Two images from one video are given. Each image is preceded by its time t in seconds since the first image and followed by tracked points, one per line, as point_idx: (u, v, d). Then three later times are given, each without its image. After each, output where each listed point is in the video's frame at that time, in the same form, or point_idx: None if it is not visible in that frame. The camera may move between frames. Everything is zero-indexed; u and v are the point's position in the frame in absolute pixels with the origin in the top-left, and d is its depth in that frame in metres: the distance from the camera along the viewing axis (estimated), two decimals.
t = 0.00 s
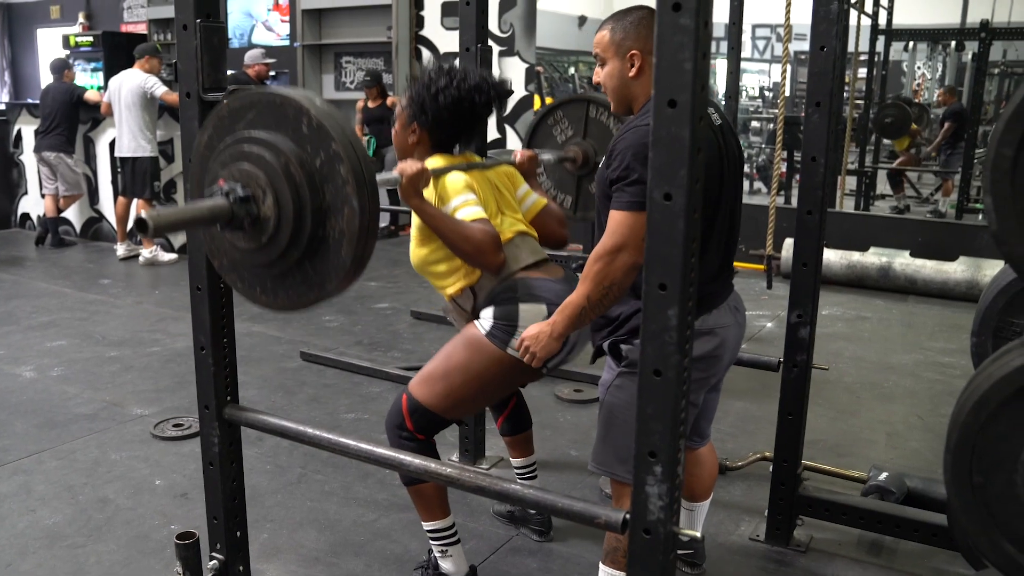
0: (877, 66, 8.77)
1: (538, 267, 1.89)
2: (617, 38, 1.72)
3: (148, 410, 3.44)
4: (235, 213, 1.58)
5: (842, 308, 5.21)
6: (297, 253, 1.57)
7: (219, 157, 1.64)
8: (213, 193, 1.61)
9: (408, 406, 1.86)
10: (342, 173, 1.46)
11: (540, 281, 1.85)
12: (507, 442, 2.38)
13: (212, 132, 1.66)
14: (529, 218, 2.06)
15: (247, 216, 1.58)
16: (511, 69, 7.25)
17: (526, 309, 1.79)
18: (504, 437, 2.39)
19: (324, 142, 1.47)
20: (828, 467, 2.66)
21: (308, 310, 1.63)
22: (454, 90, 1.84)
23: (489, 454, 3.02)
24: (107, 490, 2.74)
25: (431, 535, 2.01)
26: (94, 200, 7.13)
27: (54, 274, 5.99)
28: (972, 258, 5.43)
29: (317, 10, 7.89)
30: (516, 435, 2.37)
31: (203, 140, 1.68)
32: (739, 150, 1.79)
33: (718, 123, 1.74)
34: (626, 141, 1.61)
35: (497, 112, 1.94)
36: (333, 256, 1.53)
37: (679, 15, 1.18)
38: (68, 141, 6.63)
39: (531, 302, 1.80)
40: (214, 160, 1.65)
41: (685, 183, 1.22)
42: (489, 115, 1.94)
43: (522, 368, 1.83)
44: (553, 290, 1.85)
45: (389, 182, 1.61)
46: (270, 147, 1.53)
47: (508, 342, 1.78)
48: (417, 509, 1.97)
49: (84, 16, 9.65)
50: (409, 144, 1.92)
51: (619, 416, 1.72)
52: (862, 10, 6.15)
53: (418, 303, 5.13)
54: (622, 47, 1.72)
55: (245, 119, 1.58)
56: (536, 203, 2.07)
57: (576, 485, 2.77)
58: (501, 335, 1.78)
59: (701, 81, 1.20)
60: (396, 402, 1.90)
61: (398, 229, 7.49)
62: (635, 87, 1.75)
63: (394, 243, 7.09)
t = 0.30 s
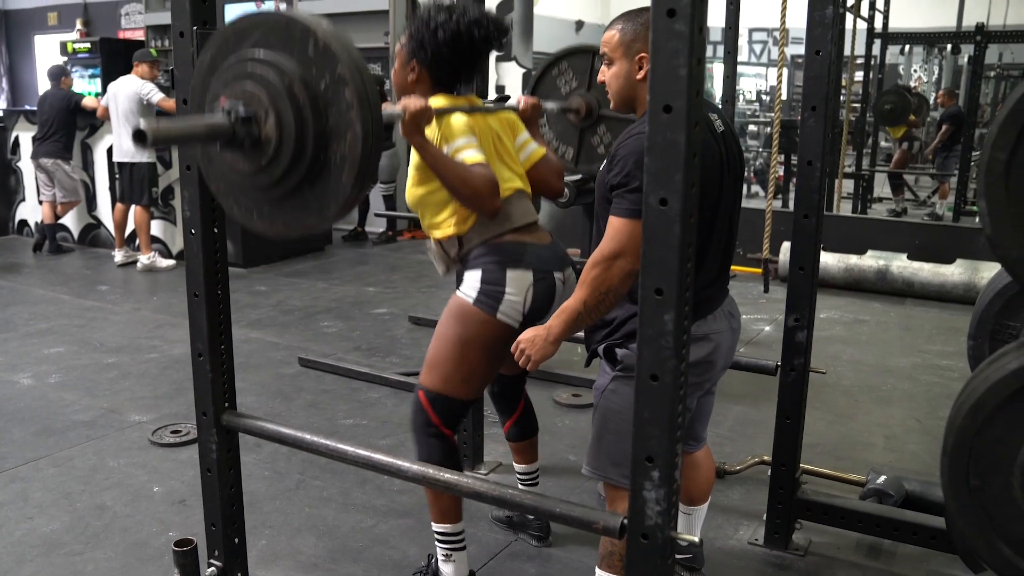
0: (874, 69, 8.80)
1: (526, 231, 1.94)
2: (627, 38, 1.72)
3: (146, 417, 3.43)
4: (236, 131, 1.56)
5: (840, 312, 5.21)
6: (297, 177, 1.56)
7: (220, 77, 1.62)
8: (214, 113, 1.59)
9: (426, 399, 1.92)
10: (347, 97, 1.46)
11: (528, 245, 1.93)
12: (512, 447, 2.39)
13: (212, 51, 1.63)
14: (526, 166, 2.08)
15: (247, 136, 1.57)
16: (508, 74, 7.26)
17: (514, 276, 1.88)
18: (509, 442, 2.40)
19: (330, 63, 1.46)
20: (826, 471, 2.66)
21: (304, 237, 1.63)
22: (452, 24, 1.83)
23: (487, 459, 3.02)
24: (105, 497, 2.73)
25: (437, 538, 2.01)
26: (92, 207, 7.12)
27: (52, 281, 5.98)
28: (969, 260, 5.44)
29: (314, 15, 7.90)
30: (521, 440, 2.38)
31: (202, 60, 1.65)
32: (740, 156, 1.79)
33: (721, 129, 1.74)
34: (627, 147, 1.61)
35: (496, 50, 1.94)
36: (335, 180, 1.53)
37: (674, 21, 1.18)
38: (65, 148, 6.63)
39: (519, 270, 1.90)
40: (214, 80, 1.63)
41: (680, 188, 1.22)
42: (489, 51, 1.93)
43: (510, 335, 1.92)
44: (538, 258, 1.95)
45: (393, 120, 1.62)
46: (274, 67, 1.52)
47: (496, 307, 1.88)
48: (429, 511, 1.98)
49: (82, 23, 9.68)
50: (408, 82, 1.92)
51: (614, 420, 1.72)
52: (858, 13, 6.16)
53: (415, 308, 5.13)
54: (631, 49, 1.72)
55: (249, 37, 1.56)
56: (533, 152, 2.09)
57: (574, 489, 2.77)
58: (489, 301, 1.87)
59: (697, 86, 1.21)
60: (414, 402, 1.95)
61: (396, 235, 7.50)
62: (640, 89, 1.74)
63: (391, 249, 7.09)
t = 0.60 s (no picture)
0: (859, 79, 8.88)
1: (505, 235, 1.98)
2: (609, 53, 1.73)
3: (133, 429, 3.41)
4: (232, 111, 1.55)
5: (828, 321, 5.23)
6: (290, 161, 1.57)
7: (218, 50, 1.61)
8: (208, 88, 1.58)
9: (441, 409, 1.93)
10: (349, 84, 1.47)
11: (504, 250, 1.97)
12: (510, 466, 2.37)
13: (212, 22, 1.61)
14: (520, 155, 2.12)
15: (243, 116, 1.56)
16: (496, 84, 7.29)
17: (489, 281, 1.93)
18: (507, 461, 2.37)
19: (333, 49, 1.47)
20: (814, 480, 2.67)
21: (294, 220, 1.65)
22: (441, 10, 1.83)
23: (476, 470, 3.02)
24: (92, 511, 2.71)
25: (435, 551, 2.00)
26: (79, 218, 7.09)
27: (38, 292, 5.94)
28: (956, 269, 5.48)
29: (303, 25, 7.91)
30: (519, 461, 2.35)
31: (201, 30, 1.63)
32: (728, 167, 1.80)
33: (709, 141, 1.75)
34: (616, 161, 1.62)
35: (483, 37, 1.95)
36: (330, 167, 1.54)
37: (660, 33, 1.19)
38: (52, 158, 6.59)
39: (495, 275, 1.94)
40: (211, 52, 1.62)
41: (666, 199, 1.23)
42: (478, 35, 1.93)
43: (489, 333, 1.95)
44: (516, 260, 1.98)
45: (389, 102, 1.62)
46: (274, 48, 1.52)
47: (471, 307, 1.91)
48: (441, 523, 1.97)
49: (69, 34, 9.66)
50: (397, 73, 1.92)
51: (602, 431, 1.73)
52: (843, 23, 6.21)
53: (404, 319, 5.13)
54: (614, 63, 1.73)
55: (251, 15, 1.56)
56: (529, 139, 2.12)
57: (564, 500, 2.76)
58: (464, 303, 1.91)
59: (683, 98, 1.22)
60: (431, 415, 1.96)
61: (385, 245, 7.50)
62: (626, 102, 1.76)
63: (380, 259, 7.09)
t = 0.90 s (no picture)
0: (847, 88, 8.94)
1: (500, 247, 1.98)
2: (585, 68, 1.75)
3: (121, 439, 3.39)
4: (226, 128, 1.55)
5: (817, 328, 5.25)
6: (282, 179, 1.57)
7: (215, 62, 1.60)
8: (204, 101, 1.58)
9: (433, 420, 1.93)
10: (344, 106, 1.47)
11: (499, 262, 1.97)
12: (500, 476, 2.38)
13: (211, 34, 1.61)
14: (513, 167, 2.12)
15: (237, 133, 1.56)
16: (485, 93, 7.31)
17: (484, 293, 1.93)
18: (497, 471, 2.39)
19: (330, 69, 1.47)
20: (803, 487, 2.68)
21: (284, 237, 1.64)
22: (433, 22, 1.85)
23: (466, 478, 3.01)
24: (79, 521, 2.69)
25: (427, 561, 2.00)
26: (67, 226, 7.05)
27: (25, 301, 5.91)
28: (943, 276, 5.51)
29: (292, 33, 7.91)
30: (509, 471, 2.36)
31: (198, 41, 1.63)
32: (715, 175, 1.81)
33: (694, 149, 1.76)
34: (600, 170, 1.63)
35: (475, 49, 1.97)
36: (322, 188, 1.54)
37: (647, 43, 1.20)
38: (39, 166, 6.56)
39: (488, 287, 1.94)
40: (208, 65, 1.62)
41: (655, 209, 1.24)
42: (469, 48, 1.96)
43: (482, 344, 1.96)
44: (509, 273, 1.99)
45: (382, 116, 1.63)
46: (270, 65, 1.52)
47: (466, 318, 1.91)
48: (432, 534, 1.97)
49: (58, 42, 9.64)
50: (389, 85, 1.92)
51: (591, 439, 1.73)
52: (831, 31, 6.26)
53: (394, 327, 5.12)
54: (590, 76, 1.75)
55: (250, 30, 1.56)
56: (522, 151, 2.13)
57: (554, 509, 2.76)
58: (459, 314, 1.91)
59: (670, 106, 1.23)
60: (422, 424, 1.96)
61: (374, 253, 7.49)
62: (607, 115, 1.77)
63: (369, 267, 7.08)
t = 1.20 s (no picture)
0: (842, 94, 8.98)
1: (496, 255, 1.99)
2: (573, 78, 1.75)
3: (117, 446, 3.38)
4: (224, 133, 1.56)
5: (813, 334, 5.26)
6: (281, 185, 1.57)
7: (213, 68, 1.60)
8: (202, 107, 1.58)
9: (429, 426, 1.93)
10: (344, 111, 1.46)
11: (494, 269, 1.97)
12: (496, 484, 2.35)
13: (209, 40, 1.61)
14: (511, 173, 2.13)
15: (236, 138, 1.56)
16: (481, 99, 7.32)
17: (479, 300, 1.93)
18: (494, 479, 2.36)
19: (328, 75, 1.47)
20: (799, 493, 2.68)
21: (283, 243, 1.64)
22: (425, 30, 1.86)
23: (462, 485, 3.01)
24: (74, 528, 2.68)
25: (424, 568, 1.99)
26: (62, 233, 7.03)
27: (20, 308, 5.89)
28: (938, 282, 5.53)
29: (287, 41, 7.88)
30: (506, 478, 2.34)
31: (196, 47, 1.63)
32: (707, 181, 1.82)
33: (686, 155, 1.76)
34: (591, 176, 1.63)
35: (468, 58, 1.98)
36: (321, 194, 1.54)
37: (642, 50, 1.20)
38: (34, 173, 6.54)
39: (483, 295, 1.94)
40: (207, 71, 1.62)
41: (650, 216, 1.24)
42: (462, 57, 1.97)
43: (478, 350, 1.96)
44: (504, 281, 1.98)
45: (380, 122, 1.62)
46: (269, 70, 1.52)
47: (462, 324, 1.91)
48: (427, 542, 1.96)
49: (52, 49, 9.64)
50: (383, 93, 1.92)
51: (584, 444, 1.73)
52: (826, 38, 6.28)
53: (390, 334, 5.12)
54: (578, 86, 1.75)
55: (249, 36, 1.56)
56: (518, 157, 2.14)
57: (550, 516, 2.76)
58: (455, 321, 1.91)
59: (665, 114, 1.23)
60: (418, 430, 1.95)
61: (370, 260, 7.49)
62: (596, 124, 1.77)
63: (365, 274, 7.08)
